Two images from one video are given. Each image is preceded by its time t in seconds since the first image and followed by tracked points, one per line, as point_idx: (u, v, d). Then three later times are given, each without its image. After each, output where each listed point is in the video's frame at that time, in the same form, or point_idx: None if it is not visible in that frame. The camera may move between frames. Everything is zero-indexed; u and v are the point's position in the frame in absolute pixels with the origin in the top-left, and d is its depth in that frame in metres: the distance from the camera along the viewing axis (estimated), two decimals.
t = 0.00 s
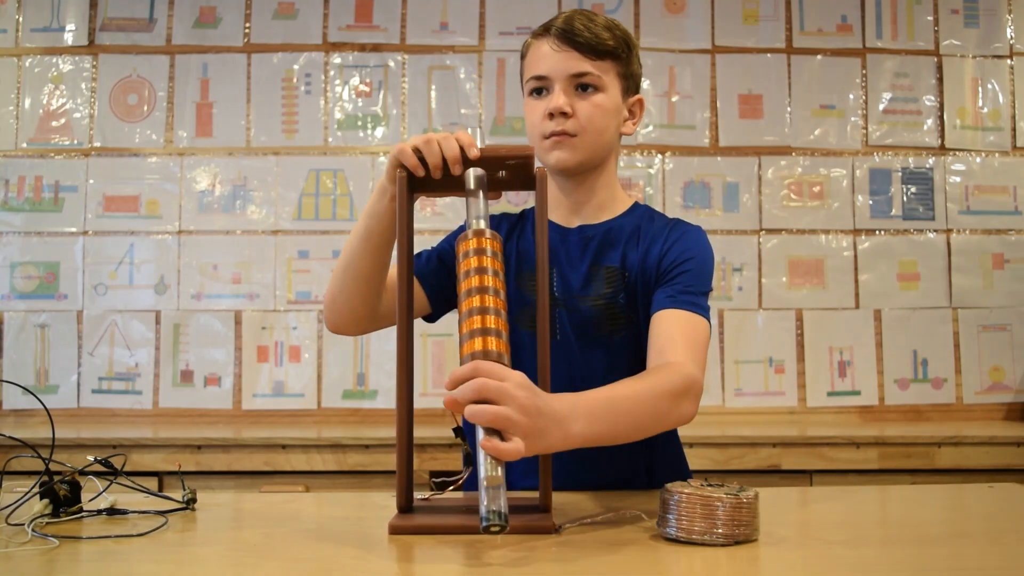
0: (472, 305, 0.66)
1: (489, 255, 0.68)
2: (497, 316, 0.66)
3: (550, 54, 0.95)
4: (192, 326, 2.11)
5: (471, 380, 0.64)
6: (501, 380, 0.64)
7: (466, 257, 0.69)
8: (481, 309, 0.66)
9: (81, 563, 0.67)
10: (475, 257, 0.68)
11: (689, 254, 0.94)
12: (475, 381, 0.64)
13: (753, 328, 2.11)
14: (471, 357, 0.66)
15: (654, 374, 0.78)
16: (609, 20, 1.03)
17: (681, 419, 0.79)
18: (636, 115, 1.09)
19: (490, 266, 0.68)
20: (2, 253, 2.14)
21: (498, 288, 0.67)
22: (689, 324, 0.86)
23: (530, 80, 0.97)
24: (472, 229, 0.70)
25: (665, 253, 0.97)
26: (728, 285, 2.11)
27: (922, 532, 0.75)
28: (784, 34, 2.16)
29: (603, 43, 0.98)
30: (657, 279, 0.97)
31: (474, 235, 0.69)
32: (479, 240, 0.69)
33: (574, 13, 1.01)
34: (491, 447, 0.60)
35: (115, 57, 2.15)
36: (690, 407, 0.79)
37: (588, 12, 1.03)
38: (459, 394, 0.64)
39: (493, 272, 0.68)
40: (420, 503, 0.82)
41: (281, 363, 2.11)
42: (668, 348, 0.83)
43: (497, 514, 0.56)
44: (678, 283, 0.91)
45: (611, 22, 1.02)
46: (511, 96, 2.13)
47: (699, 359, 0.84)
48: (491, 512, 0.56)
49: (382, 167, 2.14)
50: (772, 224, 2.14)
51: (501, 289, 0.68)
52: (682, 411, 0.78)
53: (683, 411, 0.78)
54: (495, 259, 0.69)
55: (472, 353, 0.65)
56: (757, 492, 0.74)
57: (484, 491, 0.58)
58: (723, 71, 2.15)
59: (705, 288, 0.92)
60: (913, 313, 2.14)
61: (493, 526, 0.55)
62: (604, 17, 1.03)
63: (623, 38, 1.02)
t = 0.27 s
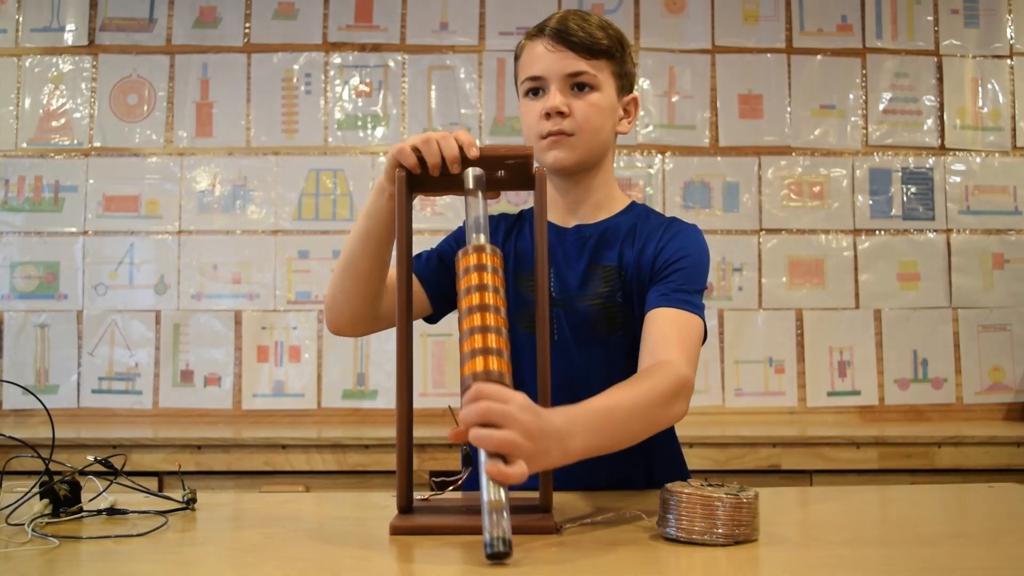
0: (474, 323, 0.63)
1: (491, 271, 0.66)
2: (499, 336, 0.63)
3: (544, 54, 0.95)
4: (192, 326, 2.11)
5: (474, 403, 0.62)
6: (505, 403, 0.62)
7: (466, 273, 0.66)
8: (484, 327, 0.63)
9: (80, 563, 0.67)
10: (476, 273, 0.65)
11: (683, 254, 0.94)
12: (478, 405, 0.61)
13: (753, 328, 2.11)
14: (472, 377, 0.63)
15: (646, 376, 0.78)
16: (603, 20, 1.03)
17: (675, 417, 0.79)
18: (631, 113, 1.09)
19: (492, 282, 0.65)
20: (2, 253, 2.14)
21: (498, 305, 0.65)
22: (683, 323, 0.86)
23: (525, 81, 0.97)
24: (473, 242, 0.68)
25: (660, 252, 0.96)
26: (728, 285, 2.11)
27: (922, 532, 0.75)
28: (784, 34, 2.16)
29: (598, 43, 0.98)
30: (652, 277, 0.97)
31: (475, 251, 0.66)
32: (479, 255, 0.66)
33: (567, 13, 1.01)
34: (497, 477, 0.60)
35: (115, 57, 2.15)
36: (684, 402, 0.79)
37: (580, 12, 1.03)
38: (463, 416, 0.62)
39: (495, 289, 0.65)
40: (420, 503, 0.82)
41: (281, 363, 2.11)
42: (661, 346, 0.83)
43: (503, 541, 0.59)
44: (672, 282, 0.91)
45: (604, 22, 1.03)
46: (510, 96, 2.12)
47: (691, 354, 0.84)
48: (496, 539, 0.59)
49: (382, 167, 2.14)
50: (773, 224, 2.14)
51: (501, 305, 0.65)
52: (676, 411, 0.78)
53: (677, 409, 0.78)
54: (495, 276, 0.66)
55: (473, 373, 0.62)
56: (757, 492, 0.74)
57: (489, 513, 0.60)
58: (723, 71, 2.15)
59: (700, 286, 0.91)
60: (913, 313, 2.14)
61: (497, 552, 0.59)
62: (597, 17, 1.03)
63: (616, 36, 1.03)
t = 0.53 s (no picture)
0: (480, 319, 0.63)
1: (497, 269, 0.65)
2: (507, 330, 0.63)
3: (544, 55, 0.95)
4: (192, 326, 2.11)
5: (486, 391, 0.61)
6: (516, 394, 0.62)
7: (472, 270, 0.66)
8: (491, 322, 0.63)
9: (81, 563, 0.67)
10: (482, 270, 0.65)
11: (678, 257, 0.93)
12: (490, 393, 0.61)
13: (753, 328, 2.11)
14: (480, 372, 0.62)
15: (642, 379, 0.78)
16: (602, 20, 1.03)
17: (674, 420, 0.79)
18: (630, 113, 1.09)
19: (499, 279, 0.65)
20: (2, 253, 2.14)
21: (505, 301, 0.65)
22: (678, 325, 0.85)
23: (524, 82, 0.97)
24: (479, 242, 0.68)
25: (656, 254, 0.96)
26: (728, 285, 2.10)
27: (922, 532, 0.75)
28: (784, 34, 2.16)
29: (597, 43, 0.98)
30: (648, 279, 0.96)
31: (480, 250, 0.66)
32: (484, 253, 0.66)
33: (566, 14, 1.01)
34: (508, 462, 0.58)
35: (115, 57, 2.15)
36: (682, 405, 0.79)
37: (579, 13, 1.03)
38: (473, 403, 0.61)
39: (501, 285, 0.65)
40: (421, 503, 0.82)
41: (281, 363, 2.11)
42: (659, 349, 0.82)
43: (512, 529, 0.52)
44: (666, 283, 0.91)
45: (603, 23, 1.03)
46: (510, 96, 2.12)
47: (689, 355, 0.84)
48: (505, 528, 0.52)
49: (382, 167, 2.14)
50: (773, 224, 2.14)
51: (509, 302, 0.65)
52: (675, 413, 0.78)
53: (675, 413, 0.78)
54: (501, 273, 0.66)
55: (481, 367, 0.62)
56: (757, 492, 0.74)
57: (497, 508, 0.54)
58: (723, 71, 2.15)
59: (697, 288, 0.91)
60: (913, 313, 2.14)
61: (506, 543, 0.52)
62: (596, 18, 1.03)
63: (616, 37, 1.03)
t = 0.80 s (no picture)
0: (478, 296, 0.62)
1: (494, 253, 0.66)
2: (505, 306, 0.62)
3: (544, 55, 0.95)
4: (192, 326, 2.11)
5: (485, 359, 0.59)
6: (517, 363, 0.59)
7: (470, 255, 0.66)
8: (488, 297, 0.61)
9: (80, 564, 0.67)
10: (480, 254, 0.65)
11: (673, 250, 0.93)
12: (490, 360, 0.59)
13: (753, 328, 2.11)
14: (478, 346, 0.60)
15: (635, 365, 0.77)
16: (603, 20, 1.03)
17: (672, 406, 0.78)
18: (631, 113, 1.09)
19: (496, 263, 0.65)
20: (2, 253, 2.14)
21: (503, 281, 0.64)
22: (674, 315, 0.85)
23: (524, 82, 0.97)
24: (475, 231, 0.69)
25: (652, 248, 0.96)
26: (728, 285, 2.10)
27: (922, 532, 0.75)
28: (784, 33, 2.16)
29: (597, 43, 0.98)
30: (645, 275, 0.96)
31: (478, 235, 0.67)
32: (481, 239, 0.66)
33: (566, 13, 1.01)
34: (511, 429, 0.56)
35: (115, 57, 2.15)
36: (679, 392, 0.78)
37: (579, 13, 1.03)
38: (473, 371, 0.59)
39: (499, 267, 0.65)
40: (421, 503, 0.82)
41: (281, 363, 2.11)
42: (659, 334, 0.82)
43: (511, 492, 0.49)
44: (662, 276, 0.90)
45: (604, 23, 1.03)
46: (510, 96, 2.12)
47: (687, 344, 0.83)
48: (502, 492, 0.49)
49: (382, 167, 2.14)
50: (773, 225, 2.14)
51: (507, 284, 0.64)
52: (674, 397, 0.78)
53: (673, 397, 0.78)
54: (498, 258, 0.66)
55: (478, 341, 0.60)
56: (757, 492, 0.74)
57: (496, 474, 0.52)
58: (722, 71, 2.15)
59: (693, 280, 0.90)
60: (913, 313, 2.14)
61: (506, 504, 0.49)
62: (596, 17, 1.03)
63: (616, 37, 1.03)
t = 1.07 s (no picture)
0: (481, 296, 0.62)
1: (497, 255, 0.66)
2: (508, 305, 0.62)
3: (545, 54, 0.95)
4: (192, 326, 2.11)
5: (490, 357, 0.58)
6: (523, 360, 0.59)
7: (472, 256, 0.66)
8: (491, 296, 0.62)
9: (80, 563, 0.67)
10: (483, 255, 0.66)
11: (670, 249, 0.93)
12: (495, 358, 0.58)
13: (753, 328, 2.11)
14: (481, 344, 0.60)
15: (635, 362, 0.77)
16: (604, 19, 1.03)
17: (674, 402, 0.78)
18: (633, 113, 1.09)
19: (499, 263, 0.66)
20: (2, 253, 2.14)
21: (506, 280, 0.64)
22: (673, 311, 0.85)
23: (525, 82, 0.97)
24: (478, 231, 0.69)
25: (650, 247, 0.96)
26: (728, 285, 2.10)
27: (922, 532, 0.75)
28: (784, 33, 2.16)
29: (599, 42, 0.98)
30: (643, 273, 0.96)
31: (480, 238, 0.68)
32: (484, 241, 0.67)
33: (567, 12, 1.01)
34: (519, 426, 0.55)
35: (115, 57, 2.15)
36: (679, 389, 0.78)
37: (581, 12, 1.03)
38: (479, 369, 0.58)
39: (501, 267, 0.65)
40: (421, 503, 0.82)
41: (281, 363, 2.11)
42: (660, 330, 0.82)
43: (518, 487, 0.50)
44: (661, 274, 0.90)
45: (606, 21, 1.03)
46: (510, 96, 2.12)
47: (687, 339, 0.83)
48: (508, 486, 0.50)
49: (382, 167, 2.14)
50: (773, 224, 2.14)
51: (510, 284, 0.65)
52: (676, 395, 0.77)
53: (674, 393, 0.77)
54: (501, 258, 0.66)
55: (481, 339, 0.61)
56: (757, 492, 0.74)
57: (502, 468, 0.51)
58: (723, 71, 2.15)
59: (693, 278, 0.90)
60: (913, 313, 2.14)
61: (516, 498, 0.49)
62: (598, 16, 1.03)
63: (618, 37, 1.03)
